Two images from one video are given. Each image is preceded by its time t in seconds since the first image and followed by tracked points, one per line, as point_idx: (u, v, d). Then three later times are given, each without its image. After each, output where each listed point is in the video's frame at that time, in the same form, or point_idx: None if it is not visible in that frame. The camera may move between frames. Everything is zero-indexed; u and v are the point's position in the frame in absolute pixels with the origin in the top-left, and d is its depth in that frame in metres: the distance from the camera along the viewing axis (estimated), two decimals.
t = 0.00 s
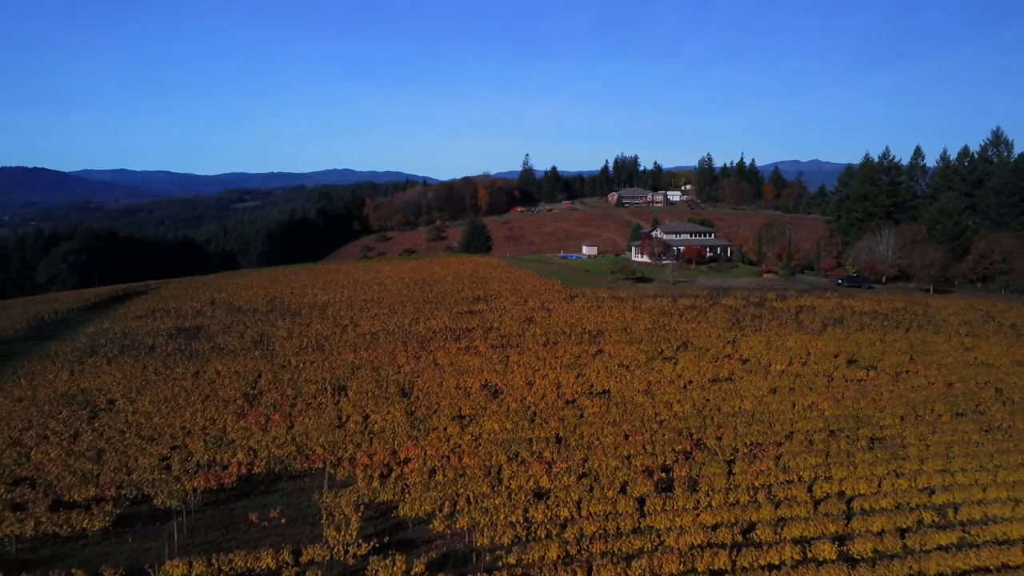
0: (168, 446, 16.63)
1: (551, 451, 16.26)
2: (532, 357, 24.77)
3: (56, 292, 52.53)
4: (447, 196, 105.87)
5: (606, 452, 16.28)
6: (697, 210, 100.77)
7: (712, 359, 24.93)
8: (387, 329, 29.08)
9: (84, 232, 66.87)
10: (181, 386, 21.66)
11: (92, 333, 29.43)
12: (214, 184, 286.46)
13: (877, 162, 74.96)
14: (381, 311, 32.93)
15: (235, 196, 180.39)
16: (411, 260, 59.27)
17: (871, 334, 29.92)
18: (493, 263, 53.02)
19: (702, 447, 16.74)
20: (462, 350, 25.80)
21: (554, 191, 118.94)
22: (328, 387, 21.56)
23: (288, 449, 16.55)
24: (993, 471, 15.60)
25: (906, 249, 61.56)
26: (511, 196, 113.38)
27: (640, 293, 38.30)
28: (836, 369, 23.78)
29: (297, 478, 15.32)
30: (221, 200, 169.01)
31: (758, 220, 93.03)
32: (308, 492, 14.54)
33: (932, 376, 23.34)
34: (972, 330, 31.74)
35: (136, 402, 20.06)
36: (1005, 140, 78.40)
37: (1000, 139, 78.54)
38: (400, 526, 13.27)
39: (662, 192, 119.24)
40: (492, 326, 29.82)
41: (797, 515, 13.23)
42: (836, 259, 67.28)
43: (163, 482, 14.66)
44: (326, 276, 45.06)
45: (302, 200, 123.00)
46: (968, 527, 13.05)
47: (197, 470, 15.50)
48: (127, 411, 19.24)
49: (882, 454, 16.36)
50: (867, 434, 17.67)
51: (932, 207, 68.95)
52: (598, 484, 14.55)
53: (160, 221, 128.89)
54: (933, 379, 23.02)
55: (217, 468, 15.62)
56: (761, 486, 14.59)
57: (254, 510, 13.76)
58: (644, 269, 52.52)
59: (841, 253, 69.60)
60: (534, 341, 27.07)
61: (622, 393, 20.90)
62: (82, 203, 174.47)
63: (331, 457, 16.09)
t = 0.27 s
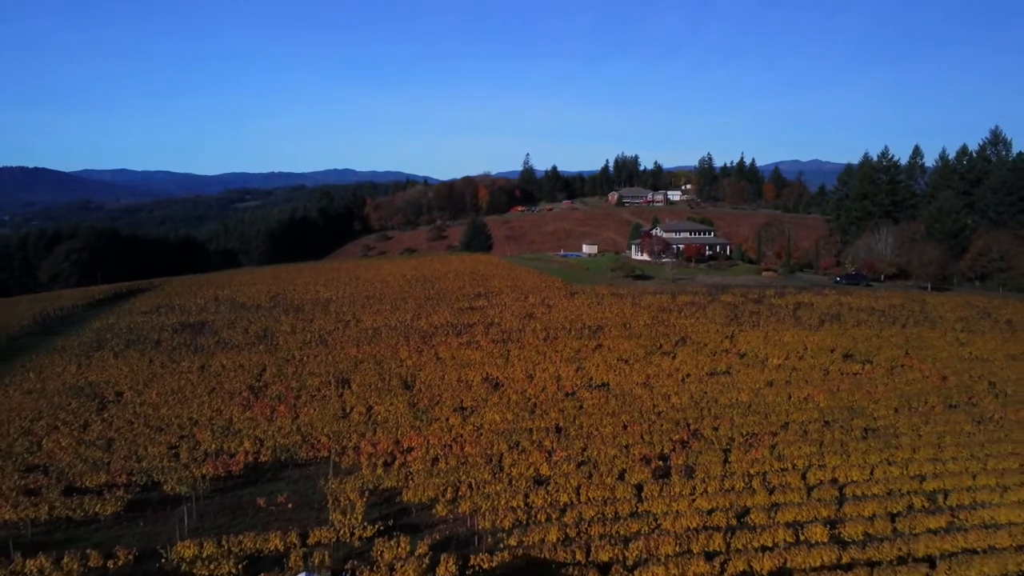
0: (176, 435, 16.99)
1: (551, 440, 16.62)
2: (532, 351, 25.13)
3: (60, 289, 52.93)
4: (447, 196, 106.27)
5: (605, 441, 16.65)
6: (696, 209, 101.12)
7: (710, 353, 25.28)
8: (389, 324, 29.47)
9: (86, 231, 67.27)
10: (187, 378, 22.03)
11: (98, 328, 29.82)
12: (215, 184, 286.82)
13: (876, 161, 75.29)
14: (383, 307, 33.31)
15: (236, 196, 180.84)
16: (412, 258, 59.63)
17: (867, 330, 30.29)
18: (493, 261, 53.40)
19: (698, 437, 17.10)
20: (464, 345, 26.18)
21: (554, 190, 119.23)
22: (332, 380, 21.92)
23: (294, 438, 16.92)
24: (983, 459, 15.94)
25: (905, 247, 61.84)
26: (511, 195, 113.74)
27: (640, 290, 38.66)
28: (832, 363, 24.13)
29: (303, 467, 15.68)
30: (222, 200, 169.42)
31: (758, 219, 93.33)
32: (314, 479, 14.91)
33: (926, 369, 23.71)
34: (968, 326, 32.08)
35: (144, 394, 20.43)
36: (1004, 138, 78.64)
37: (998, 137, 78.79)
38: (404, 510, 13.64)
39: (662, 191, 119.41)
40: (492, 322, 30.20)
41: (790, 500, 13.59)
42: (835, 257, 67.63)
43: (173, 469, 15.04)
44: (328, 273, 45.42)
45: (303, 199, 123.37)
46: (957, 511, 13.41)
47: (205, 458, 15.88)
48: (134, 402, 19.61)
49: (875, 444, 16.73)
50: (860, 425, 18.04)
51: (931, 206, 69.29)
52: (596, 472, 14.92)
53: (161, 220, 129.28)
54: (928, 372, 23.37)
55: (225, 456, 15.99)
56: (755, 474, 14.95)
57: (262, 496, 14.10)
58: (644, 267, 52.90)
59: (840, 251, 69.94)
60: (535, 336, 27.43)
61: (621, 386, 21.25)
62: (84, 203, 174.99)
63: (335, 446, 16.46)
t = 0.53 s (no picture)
0: (184, 425, 17.36)
1: (551, 430, 16.99)
2: (533, 345, 25.50)
3: (64, 287, 53.32)
4: (448, 195, 106.74)
5: (604, 430, 17.01)
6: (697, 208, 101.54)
7: (708, 347, 25.65)
8: (391, 320, 29.86)
9: (89, 229, 67.74)
10: (194, 371, 22.41)
11: (103, 323, 30.22)
12: (216, 184, 287.22)
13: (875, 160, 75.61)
14: (385, 303, 33.70)
15: (238, 196, 181.43)
16: (413, 256, 60.07)
17: (864, 325, 30.65)
18: (495, 259, 53.79)
19: (696, 427, 17.47)
20: (465, 339, 26.56)
21: (555, 190, 119.50)
22: (336, 372, 22.29)
23: (300, 428, 17.29)
24: (974, 448, 16.30)
25: (904, 245, 62.13)
26: (512, 195, 114.15)
27: (639, 287, 39.02)
28: (828, 357, 24.49)
29: (309, 455, 16.05)
30: (224, 199, 169.95)
31: (758, 219, 93.62)
32: (320, 466, 15.27)
33: (922, 363, 24.06)
34: (965, 322, 32.42)
35: (151, 386, 20.81)
36: (1003, 137, 78.90)
37: (997, 136, 79.04)
38: (408, 496, 14.00)
39: (663, 191, 119.78)
40: (493, 317, 30.55)
41: (784, 486, 13.95)
42: (834, 255, 67.98)
43: (182, 457, 15.40)
44: (330, 271, 45.86)
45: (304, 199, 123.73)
46: (947, 497, 13.76)
47: (213, 446, 16.26)
48: (142, 394, 19.98)
49: (868, 433, 17.08)
50: (854, 415, 18.40)
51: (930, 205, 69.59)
52: (595, 459, 15.28)
53: (163, 220, 129.82)
54: (923, 366, 23.73)
55: (233, 444, 16.38)
56: (751, 461, 15.31)
57: (269, 482, 14.47)
58: (644, 265, 53.26)
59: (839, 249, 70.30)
60: (535, 331, 27.79)
61: (620, 378, 21.62)
62: (86, 203, 175.43)
63: (340, 436, 16.83)
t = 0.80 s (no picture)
0: (192, 416, 17.73)
1: (552, 420, 17.35)
2: (533, 340, 25.85)
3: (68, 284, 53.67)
4: (449, 195, 107.15)
5: (603, 420, 17.38)
6: (697, 207, 101.84)
7: (707, 342, 26.02)
8: (394, 315, 30.23)
9: (92, 228, 68.14)
10: (200, 365, 22.79)
11: (110, 319, 30.61)
12: (216, 184, 287.29)
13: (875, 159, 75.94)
14: (388, 299, 34.08)
15: (240, 195, 181.90)
16: (415, 255, 60.43)
17: (861, 321, 31.01)
18: (496, 257, 54.18)
19: (693, 417, 17.83)
20: (467, 334, 26.93)
21: (556, 189, 119.80)
22: (340, 366, 22.67)
23: (306, 418, 17.66)
24: (965, 437, 16.67)
25: (903, 244, 62.45)
26: (513, 194, 114.51)
27: (639, 284, 39.37)
28: (825, 352, 24.85)
29: (315, 444, 16.42)
30: (225, 199, 170.41)
31: (758, 218, 93.98)
32: (326, 455, 15.64)
33: (917, 357, 24.41)
34: (961, 318, 32.77)
35: (158, 379, 21.18)
36: (1001, 137, 79.23)
37: (996, 136, 79.36)
38: (412, 482, 14.38)
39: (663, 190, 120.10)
40: (494, 313, 30.91)
41: (778, 473, 14.33)
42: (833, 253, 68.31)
43: (191, 445, 15.77)
44: (333, 268, 46.25)
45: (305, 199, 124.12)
46: (936, 483, 14.14)
47: (221, 435, 16.63)
48: (150, 386, 20.35)
49: (862, 423, 17.44)
50: (849, 406, 18.76)
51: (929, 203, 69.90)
52: (595, 448, 15.65)
53: (164, 219, 130.24)
54: (918, 360, 24.09)
55: (240, 433, 16.76)
56: (747, 449, 15.68)
57: (277, 469, 14.84)
58: (644, 263, 53.61)
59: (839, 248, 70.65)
60: (536, 326, 28.16)
61: (619, 371, 21.99)
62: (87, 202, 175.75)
63: (345, 426, 17.19)
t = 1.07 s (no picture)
0: (200, 407, 18.13)
1: (552, 411, 17.72)
2: (534, 335, 26.22)
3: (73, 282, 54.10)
4: (450, 194, 107.56)
5: (602, 411, 17.76)
6: (697, 207, 102.18)
7: (705, 337, 26.37)
8: (396, 311, 30.60)
9: (95, 227, 68.57)
10: (207, 358, 23.18)
11: (116, 315, 31.02)
12: (217, 184, 287.78)
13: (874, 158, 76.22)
14: (390, 295, 34.47)
15: (241, 195, 182.34)
16: (416, 253, 60.86)
17: (858, 317, 31.33)
18: (497, 255, 54.56)
19: (691, 407, 18.21)
20: (468, 330, 27.31)
21: (556, 189, 120.14)
22: (344, 360, 23.04)
23: (311, 409, 18.03)
24: (957, 427, 17.02)
25: (901, 243, 62.78)
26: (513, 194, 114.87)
27: (639, 281, 39.72)
28: (821, 346, 25.19)
29: (321, 434, 16.79)
30: (227, 199, 170.86)
31: (758, 217, 94.31)
32: (331, 444, 16.01)
33: (912, 352, 24.74)
34: (957, 314, 33.09)
35: (166, 372, 21.57)
36: (1000, 136, 79.48)
37: (995, 135, 79.60)
38: (415, 470, 14.75)
39: (664, 190, 120.43)
40: (495, 309, 31.29)
41: (773, 460, 14.70)
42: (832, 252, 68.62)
43: (200, 434, 16.15)
44: (335, 266, 46.66)
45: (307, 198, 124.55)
46: (927, 470, 14.50)
47: (228, 425, 17.02)
48: (158, 379, 20.74)
49: (856, 414, 17.80)
50: (844, 398, 19.12)
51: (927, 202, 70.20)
52: (594, 437, 16.01)
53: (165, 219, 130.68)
54: (913, 354, 24.42)
55: (247, 423, 17.14)
56: (742, 438, 16.04)
57: (284, 457, 15.22)
58: (644, 261, 53.96)
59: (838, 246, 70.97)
60: (537, 322, 28.51)
61: (618, 365, 22.36)
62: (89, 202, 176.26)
63: (350, 416, 17.57)
